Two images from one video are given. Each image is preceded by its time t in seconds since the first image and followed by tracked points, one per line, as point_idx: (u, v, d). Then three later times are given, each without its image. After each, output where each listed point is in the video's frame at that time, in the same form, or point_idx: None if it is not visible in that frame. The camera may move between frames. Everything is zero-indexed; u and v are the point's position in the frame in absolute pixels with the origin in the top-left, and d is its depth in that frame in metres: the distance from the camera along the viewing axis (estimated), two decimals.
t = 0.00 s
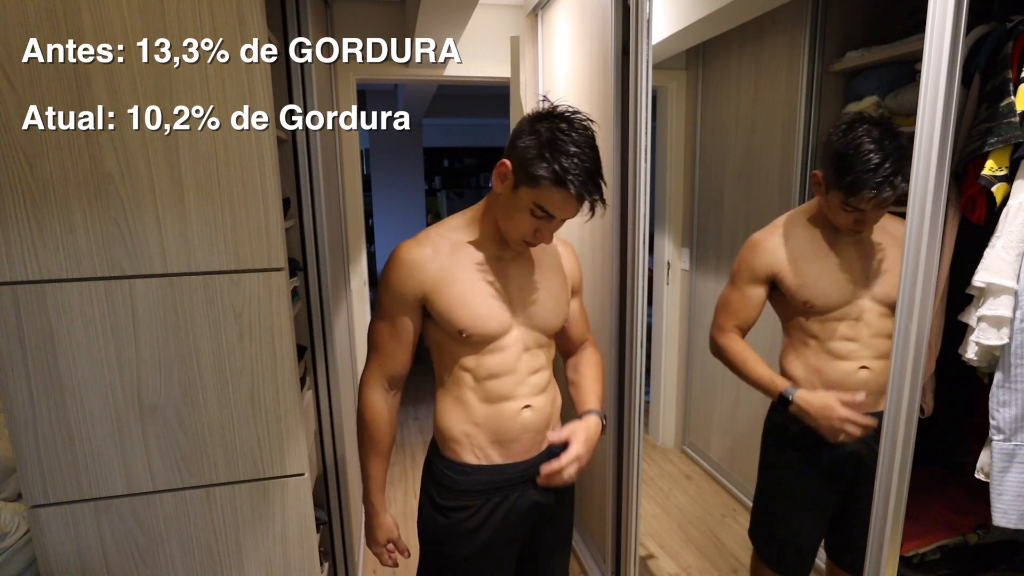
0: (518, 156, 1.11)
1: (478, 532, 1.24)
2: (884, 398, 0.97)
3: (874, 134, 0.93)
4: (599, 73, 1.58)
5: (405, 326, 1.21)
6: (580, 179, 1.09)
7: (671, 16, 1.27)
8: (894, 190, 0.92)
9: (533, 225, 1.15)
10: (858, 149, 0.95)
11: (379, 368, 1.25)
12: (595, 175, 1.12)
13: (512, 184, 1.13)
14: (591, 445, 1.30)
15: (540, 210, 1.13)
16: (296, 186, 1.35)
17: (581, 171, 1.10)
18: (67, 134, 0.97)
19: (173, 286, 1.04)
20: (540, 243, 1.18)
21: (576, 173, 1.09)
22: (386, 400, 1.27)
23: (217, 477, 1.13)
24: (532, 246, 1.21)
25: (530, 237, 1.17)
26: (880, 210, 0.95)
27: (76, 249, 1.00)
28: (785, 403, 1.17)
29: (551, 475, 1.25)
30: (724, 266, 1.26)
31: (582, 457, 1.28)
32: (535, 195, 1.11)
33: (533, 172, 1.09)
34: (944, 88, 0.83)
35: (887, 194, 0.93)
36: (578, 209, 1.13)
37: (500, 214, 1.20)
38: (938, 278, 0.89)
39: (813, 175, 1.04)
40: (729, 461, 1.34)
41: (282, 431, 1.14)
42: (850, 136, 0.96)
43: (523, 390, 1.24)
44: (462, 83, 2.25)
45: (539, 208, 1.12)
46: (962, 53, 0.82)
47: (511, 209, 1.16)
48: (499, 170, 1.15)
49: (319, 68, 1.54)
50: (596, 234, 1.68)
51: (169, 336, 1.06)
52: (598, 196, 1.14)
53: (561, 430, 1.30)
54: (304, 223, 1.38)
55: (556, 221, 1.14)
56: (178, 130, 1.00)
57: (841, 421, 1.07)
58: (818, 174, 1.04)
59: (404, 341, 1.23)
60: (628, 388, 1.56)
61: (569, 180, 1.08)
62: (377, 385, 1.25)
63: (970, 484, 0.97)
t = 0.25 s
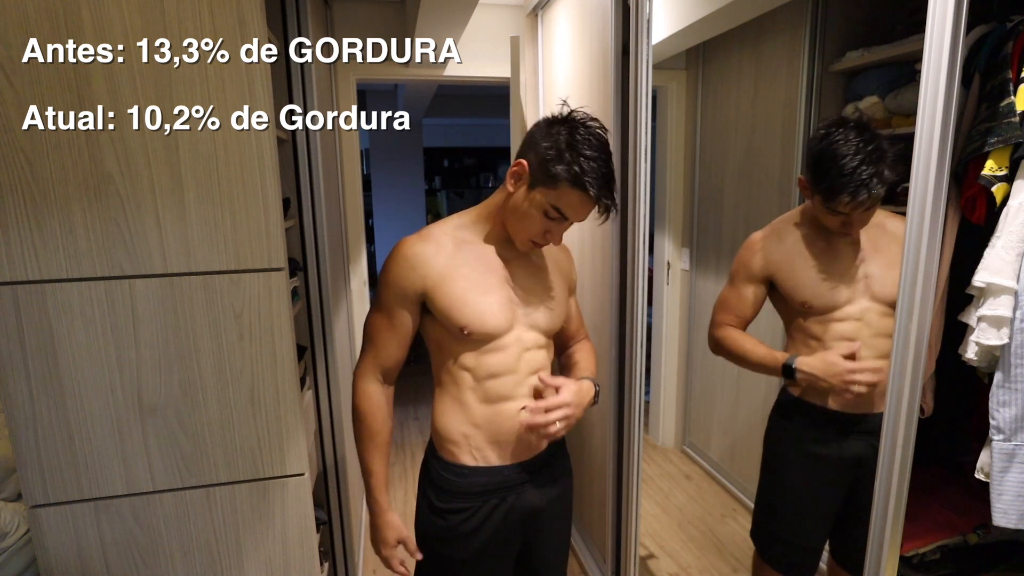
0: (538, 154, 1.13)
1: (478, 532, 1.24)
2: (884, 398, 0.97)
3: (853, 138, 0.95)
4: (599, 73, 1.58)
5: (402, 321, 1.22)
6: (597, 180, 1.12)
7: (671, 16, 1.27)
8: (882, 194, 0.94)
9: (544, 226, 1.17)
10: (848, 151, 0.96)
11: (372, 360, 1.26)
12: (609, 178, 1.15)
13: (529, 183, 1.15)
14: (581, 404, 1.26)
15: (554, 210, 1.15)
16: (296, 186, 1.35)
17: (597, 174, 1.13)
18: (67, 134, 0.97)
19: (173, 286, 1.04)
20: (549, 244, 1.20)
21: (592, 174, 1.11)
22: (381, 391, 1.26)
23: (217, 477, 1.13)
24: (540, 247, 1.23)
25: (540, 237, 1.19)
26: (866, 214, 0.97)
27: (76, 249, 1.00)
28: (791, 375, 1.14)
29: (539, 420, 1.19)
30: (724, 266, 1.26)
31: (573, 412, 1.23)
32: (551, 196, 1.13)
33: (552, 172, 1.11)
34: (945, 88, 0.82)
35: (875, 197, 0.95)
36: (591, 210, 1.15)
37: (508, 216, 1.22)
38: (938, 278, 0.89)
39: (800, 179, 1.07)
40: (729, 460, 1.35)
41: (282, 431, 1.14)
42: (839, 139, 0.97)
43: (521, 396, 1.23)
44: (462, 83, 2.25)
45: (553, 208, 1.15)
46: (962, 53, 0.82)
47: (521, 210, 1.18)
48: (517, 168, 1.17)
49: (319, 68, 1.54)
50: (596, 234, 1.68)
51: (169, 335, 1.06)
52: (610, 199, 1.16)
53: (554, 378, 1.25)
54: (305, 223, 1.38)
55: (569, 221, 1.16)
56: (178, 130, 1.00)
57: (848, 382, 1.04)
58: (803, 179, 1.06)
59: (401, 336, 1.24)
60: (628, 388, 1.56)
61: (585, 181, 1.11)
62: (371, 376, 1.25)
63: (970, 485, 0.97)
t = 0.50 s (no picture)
0: (549, 156, 1.15)
1: (478, 532, 1.24)
2: (884, 397, 0.97)
3: (840, 142, 0.98)
4: (599, 73, 1.58)
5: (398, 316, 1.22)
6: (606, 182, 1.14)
7: (671, 16, 1.27)
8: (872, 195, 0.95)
9: (551, 227, 1.19)
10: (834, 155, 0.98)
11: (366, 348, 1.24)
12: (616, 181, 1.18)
13: (538, 184, 1.17)
14: (574, 388, 1.26)
15: (562, 211, 1.17)
16: (296, 186, 1.35)
17: (606, 177, 1.15)
18: (67, 134, 0.97)
19: (173, 286, 1.04)
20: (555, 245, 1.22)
21: (602, 177, 1.14)
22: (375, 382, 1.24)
23: (217, 477, 1.13)
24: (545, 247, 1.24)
25: (545, 238, 1.21)
26: (856, 215, 0.99)
27: (76, 248, 1.00)
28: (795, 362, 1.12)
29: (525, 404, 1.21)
30: (724, 266, 1.26)
31: (563, 394, 1.24)
32: (561, 198, 1.15)
33: (563, 174, 1.13)
34: (945, 88, 0.83)
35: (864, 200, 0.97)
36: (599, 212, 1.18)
37: (514, 217, 1.23)
38: (938, 278, 0.89)
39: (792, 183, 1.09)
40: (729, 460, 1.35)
41: (282, 431, 1.14)
42: (824, 144, 1.00)
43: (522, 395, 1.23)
44: (462, 83, 2.25)
45: (561, 209, 1.17)
46: (962, 53, 0.82)
47: (528, 210, 1.19)
48: (526, 169, 1.18)
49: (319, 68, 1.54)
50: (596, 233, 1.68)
51: (169, 335, 1.06)
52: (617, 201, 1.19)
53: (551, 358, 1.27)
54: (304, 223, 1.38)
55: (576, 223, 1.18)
56: (178, 130, 1.00)
57: (853, 364, 1.02)
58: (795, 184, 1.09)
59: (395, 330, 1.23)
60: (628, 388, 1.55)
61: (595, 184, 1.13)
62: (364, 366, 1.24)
63: (970, 485, 0.97)
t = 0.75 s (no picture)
0: (556, 157, 1.16)
1: (479, 532, 1.24)
2: (884, 397, 0.97)
3: (828, 145, 0.98)
4: (599, 73, 1.58)
5: (395, 310, 1.21)
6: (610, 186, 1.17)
7: (671, 17, 1.27)
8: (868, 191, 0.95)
9: (554, 228, 1.20)
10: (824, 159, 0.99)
11: (357, 328, 1.22)
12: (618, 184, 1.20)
13: (543, 185, 1.18)
14: (561, 396, 1.25)
15: (566, 213, 1.18)
16: (296, 186, 1.35)
17: (609, 180, 1.18)
18: (66, 134, 0.97)
19: (173, 286, 1.04)
20: (556, 246, 1.24)
21: (606, 181, 1.17)
22: (373, 370, 1.22)
23: (217, 477, 1.13)
24: (548, 247, 1.24)
25: (547, 239, 1.22)
26: (851, 216, 0.99)
27: (75, 248, 1.00)
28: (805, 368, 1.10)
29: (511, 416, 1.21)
30: (724, 266, 1.26)
31: (549, 402, 1.24)
32: (566, 199, 1.17)
33: (570, 175, 1.15)
34: (945, 89, 0.83)
35: (857, 200, 0.97)
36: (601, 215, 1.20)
37: (517, 216, 1.23)
38: (938, 277, 0.89)
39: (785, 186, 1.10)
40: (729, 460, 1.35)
41: (282, 431, 1.14)
42: (814, 147, 1.00)
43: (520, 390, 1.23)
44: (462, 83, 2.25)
45: (566, 211, 1.18)
46: (962, 53, 0.82)
47: (532, 210, 1.20)
48: (531, 170, 1.18)
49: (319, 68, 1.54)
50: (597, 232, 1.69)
51: (169, 335, 1.06)
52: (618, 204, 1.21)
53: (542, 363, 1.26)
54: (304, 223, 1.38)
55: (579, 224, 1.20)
56: (178, 131, 1.00)
57: (863, 368, 1.01)
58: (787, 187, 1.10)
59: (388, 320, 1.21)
60: (628, 388, 1.56)
61: (600, 187, 1.16)
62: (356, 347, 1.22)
63: (970, 485, 0.97)
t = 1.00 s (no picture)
0: (559, 158, 1.18)
1: (479, 533, 1.24)
2: (884, 397, 0.97)
3: (819, 145, 1.01)
4: (598, 73, 1.58)
5: (394, 304, 1.21)
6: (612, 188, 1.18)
7: (671, 17, 1.27)
8: (864, 190, 0.95)
9: (556, 228, 1.20)
10: (817, 161, 1.01)
11: (354, 321, 1.22)
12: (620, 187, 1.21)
13: (546, 185, 1.18)
14: (556, 412, 1.24)
15: (568, 214, 1.18)
16: (296, 185, 1.35)
17: (612, 182, 1.18)
18: (66, 134, 0.97)
19: (173, 286, 1.04)
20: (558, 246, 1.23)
21: (609, 183, 1.17)
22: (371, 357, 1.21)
23: (217, 477, 1.13)
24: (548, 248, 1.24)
25: (548, 240, 1.22)
26: (847, 218, 0.99)
27: (75, 249, 1.00)
28: (806, 377, 1.10)
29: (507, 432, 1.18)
30: (724, 266, 1.26)
31: (544, 419, 1.22)
32: (568, 200, 1.17)
33: (573, 176, 1.15)
34: (945, 88, 0.83)
35: (851, 202, 0.98)
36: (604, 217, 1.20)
37: (518, 217, 1.24)
38: (938, 277, 0.89)
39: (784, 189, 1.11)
40: (729, 460, 1.35)
41: (282, 431, 1.14)
42: (807, 150, 1.03)
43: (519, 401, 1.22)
44: (462, 83, 2.25)
45: (568, 212, 1.18)
46: (962, 53, 0.82)
47: (533, 211, 1.20)
48: (535, 170, 1.19)
49: (319, 68, 1.54)
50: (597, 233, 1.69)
51: (170, 336, 1.06)
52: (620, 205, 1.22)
53: (536, 379, 1.24)
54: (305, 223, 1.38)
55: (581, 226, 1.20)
56: (178, 131, 1.00)
57: (864, 383, 1.01)
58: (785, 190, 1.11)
59: (386, 314, 1.22)
60: (628, 388, 1.56)
61: (602, 189, 1.16)
62: (352, 340, 1.22)
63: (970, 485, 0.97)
